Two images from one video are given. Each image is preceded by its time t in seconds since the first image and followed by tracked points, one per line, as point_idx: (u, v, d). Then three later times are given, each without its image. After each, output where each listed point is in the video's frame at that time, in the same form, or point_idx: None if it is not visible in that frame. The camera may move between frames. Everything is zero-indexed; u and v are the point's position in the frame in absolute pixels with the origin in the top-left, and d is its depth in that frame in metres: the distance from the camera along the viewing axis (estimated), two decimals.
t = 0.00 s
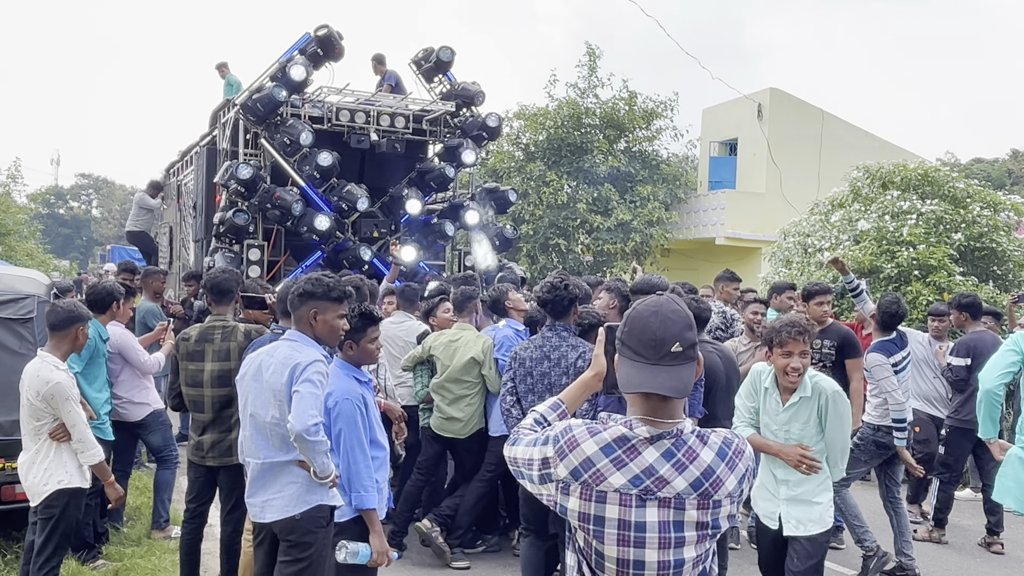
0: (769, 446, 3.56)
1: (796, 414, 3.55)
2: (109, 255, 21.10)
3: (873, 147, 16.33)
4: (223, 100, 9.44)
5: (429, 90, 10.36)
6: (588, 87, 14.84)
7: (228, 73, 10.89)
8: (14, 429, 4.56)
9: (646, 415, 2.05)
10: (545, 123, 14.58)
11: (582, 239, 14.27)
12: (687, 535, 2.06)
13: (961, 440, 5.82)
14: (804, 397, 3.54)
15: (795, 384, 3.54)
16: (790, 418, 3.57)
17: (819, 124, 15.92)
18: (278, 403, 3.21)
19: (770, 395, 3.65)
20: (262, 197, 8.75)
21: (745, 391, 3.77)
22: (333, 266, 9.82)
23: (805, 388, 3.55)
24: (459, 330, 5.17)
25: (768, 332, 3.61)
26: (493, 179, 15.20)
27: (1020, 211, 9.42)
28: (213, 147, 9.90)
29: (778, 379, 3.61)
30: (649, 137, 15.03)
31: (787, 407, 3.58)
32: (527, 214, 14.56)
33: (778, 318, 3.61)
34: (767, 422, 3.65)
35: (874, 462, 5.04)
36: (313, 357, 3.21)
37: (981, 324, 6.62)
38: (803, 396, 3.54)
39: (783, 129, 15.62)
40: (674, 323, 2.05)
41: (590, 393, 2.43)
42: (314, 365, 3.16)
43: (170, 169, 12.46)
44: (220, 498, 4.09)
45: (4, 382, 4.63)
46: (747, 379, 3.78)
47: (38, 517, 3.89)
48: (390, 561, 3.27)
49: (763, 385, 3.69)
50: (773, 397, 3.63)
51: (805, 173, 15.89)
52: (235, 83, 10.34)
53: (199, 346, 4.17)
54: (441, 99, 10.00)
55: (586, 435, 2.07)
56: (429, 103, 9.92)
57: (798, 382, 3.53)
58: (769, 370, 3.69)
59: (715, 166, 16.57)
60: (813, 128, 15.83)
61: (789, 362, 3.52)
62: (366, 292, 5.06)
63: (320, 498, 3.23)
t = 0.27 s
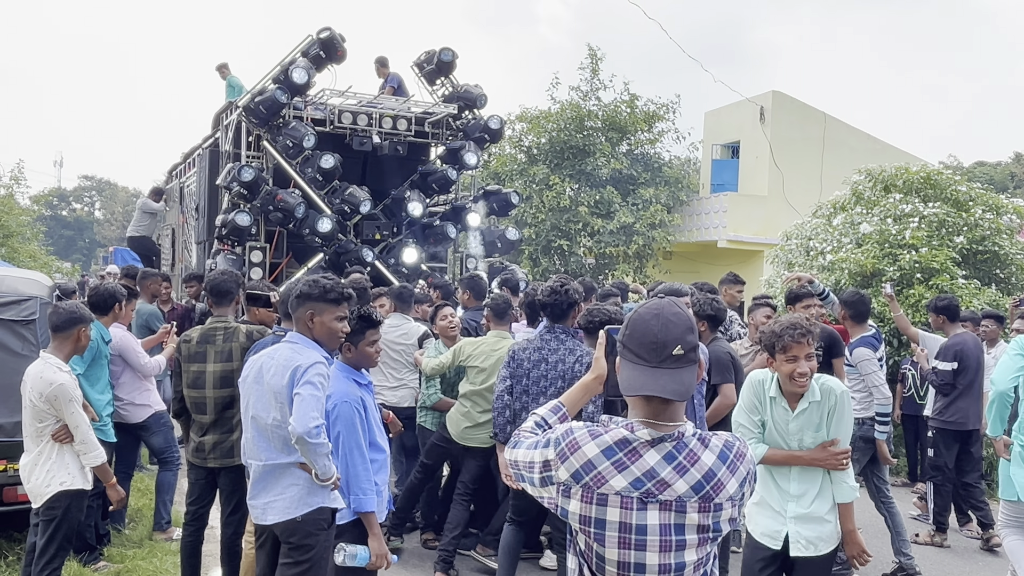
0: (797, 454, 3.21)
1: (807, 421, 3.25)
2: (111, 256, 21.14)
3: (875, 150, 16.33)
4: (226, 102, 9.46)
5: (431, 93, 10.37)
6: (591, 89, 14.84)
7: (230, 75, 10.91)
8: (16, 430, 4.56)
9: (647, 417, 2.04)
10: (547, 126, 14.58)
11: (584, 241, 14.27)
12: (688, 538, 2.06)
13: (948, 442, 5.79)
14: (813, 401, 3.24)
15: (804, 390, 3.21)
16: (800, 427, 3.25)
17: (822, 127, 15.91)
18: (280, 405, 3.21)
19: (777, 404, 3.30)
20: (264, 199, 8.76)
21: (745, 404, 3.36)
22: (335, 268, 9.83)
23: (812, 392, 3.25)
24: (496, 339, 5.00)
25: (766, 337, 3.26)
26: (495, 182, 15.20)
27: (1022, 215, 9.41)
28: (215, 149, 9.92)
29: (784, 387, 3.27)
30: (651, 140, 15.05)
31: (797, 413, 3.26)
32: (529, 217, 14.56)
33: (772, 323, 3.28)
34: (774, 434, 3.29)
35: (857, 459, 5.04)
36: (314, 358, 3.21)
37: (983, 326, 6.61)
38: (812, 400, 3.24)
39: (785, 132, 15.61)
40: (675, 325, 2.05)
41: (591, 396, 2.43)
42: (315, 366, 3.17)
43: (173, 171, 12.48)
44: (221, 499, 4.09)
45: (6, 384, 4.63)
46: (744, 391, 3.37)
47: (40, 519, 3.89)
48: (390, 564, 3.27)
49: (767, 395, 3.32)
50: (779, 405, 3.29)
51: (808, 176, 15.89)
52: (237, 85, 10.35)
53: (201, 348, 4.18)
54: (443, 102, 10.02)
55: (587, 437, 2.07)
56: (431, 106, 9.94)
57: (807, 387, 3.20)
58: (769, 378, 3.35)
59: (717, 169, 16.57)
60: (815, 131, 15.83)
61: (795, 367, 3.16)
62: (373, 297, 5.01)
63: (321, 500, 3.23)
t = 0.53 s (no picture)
0: (801, 467, 3.08)
1: (817, 434, 3.11)
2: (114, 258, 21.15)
3: (877, 152, 16.31)
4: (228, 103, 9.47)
5: (433, 94, 10.38)
6: (593, 91, 14.84)
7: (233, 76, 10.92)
8: (19, 430, 4.57)
9: (648, 419, 2.05)
10: (549, 127, 14.57)
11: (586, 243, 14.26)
12: (690, 540, 2.05)
13: (942, 443, 5.77)
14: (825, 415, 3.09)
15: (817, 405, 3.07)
16: (809, 440, 3.12)
17: (824, 128, 15.90)
18: (280, 406, 3.21)
19: (786, 416, 3.16)
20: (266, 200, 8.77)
21: (750, 415, 3.23)
22: (337, 270, 9.83)
23: (827, 404, 3.10)
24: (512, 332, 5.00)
25: (778, 349, 3.10)
26: (497, 183, 15.20)
27: None
28: (218, 150, 9.93)
29: (795, 400, 3.12)
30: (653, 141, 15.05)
31: (807, 428, 3.12)
32: (531, 218, 14.55)
33: (782, 333, 3.12)
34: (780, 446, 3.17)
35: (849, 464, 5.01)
36: (312, 359, 3.21)
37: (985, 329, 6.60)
38: (825, 413, 3.09)
39: (787, 133, 15.60)
40: (676, 327, 2.05)
41: (592, 397, 2.43)
42: (313, 367, 3.16)
43: (175, 172, 12.49)
44: (222, 500, 4.09)
45: (8, 384, 4.64)
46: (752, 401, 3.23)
47: (42, 519, 3.89)
48: (390, 565, 3.26)
49: (777, 406, 3.19)
50: (789, 418, 3.15)
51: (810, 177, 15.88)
52: (239, 86, 10.37)
53: (201, 348, 4.19)
54: (445, 103, 10.02)
55: (589, 440, 2.07)
56: (433, 107, 9.95)
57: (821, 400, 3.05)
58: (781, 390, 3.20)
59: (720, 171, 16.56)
60: (817, 133, 15.81)
61: (807, 380, 3.02)
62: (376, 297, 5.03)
63: (321, 502, 3.20)
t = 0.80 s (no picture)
0: (816, 481, 2.65)
1: (832, 445, 2.65)
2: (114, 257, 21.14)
3: (879, 152, 16.32)
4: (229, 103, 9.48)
5: (434, 94, 10.38)
6: (594, 91, 14.84)
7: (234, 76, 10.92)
8: (20, 430, 4.57)
9: (648, 420, 2.04)
10: (550, 128, 14.57)
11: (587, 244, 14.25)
12: (691, 540, 2.05)
13: (931, 441, 5.76)
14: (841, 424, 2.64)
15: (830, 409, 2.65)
16: (824, 452, 2.67)
17: (825, 129, 15.89)
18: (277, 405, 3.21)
19: (798, 423, 2.72)
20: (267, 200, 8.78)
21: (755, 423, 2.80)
22: (338, 269, 9.83)
23: (845, 409, 2.66)
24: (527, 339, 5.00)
25: (789, 345, 2.71)
26: (498, 183, 15.19)
27: None
28: (218, 150, 9.93)
29: (808, 404, 2.70)
30: (655, 142, 15.04)
31: (819, 437, 2.67)
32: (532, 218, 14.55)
33: (793, 328, 2.73)
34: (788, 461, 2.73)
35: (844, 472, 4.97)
36: (307, 358, 3.21)
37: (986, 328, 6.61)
38: (840, 421, 2.64)
39: (788, 134, 15.60)
40: (675, 328, 2.04)
41: (592, 397, 2.42)
42: (307, 367, 3.16)
43: (176, 172, 12.49)
44: (221, 500, 4.09)
45: (8, 383, 4.63)
46: (759, 407, 2.82)
47: (43, 519, 3.89)
48: (389, 564, 3.25)
49: (787, 413, 2.75)
50: (799, 427, 2.71)
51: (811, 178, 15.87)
52: (239, 86, 10.37)
53: (199, 347, 4.19)
54: (446, 103, 10.02)
55: (588, 440, 2.07)
56: (434, 107, 9.96)
57: (836, 404, 2.63)
58: (792, 394, 2.78)
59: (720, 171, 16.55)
60: (818, 133, 15.81)
61: (820, 379, 2.63)
62: (379, 296, 4.98)
63: (320, 502, 3.19)
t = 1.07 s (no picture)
0: (832, 506, 2.38)
1: (865, 459, 2.55)
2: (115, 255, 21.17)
3: (879, 152, 16.31)
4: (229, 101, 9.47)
5: (434, 92, 10.37)
6: (594, 90, 14.83)
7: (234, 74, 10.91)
8: (18, 428, 4.56)
9: (646, 419, 2.04)
10: (550, 126, 14.57)
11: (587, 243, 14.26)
12: (688, 540, 2.05)
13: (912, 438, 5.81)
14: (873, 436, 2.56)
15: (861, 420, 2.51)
16: (855, 468, 2.55)
17: (825, 129, 15.87)
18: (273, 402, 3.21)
19: (823, 437, 2.57)
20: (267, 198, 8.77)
21: (772, 437, 2.59)
22: (337, 268, 9.82)
23: (874, 420, 2.57)
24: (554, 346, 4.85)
25: (818, 347, 2.57)
26: (498, 182, 15.18)
27: None
28: (218, 148, 9.92)
29: (834, 413, 2.55)
30: (655, 141, 15.03)
31: (851, 452, 2.56)
32: (532, 217, 14.54)
33: (824, 328, 2.61)
34: (813, 477, 2.56)
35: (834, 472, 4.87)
36: (300, 356, 3.19)
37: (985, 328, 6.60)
38: (871, 433, 2.56)
39: (789, 133, 15.59)
40: (675, 327, 2.04)
41: (591, 397, 2.41)
42: (298, 365, 3.14)
43: (177, 170, 12.49)
44: (218, 498, 4.09)
45: (7, 382, 4.63)
46: (774, 420, 2.61)
47: (42, 516, 3.89)
48: (389, 562, 3.26)
49: (810, 426, 2.58)
50: (824, 441, 2.57)
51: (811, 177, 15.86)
52: (239, 84, 10.36)
53: (193, 345, 4.17)
54: (446, 102, 10.02)
55: (586, 439, 2.07)
56: (434, 106, 9.95)
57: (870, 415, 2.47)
58: (813, 405, 2.62)
59: (721, 171, 16.54)
60: (819, 133, 15.80)
61: (856, 387, 2.47)
62: (377, 294, 4.96)
63: (314, 500, 3.19)
